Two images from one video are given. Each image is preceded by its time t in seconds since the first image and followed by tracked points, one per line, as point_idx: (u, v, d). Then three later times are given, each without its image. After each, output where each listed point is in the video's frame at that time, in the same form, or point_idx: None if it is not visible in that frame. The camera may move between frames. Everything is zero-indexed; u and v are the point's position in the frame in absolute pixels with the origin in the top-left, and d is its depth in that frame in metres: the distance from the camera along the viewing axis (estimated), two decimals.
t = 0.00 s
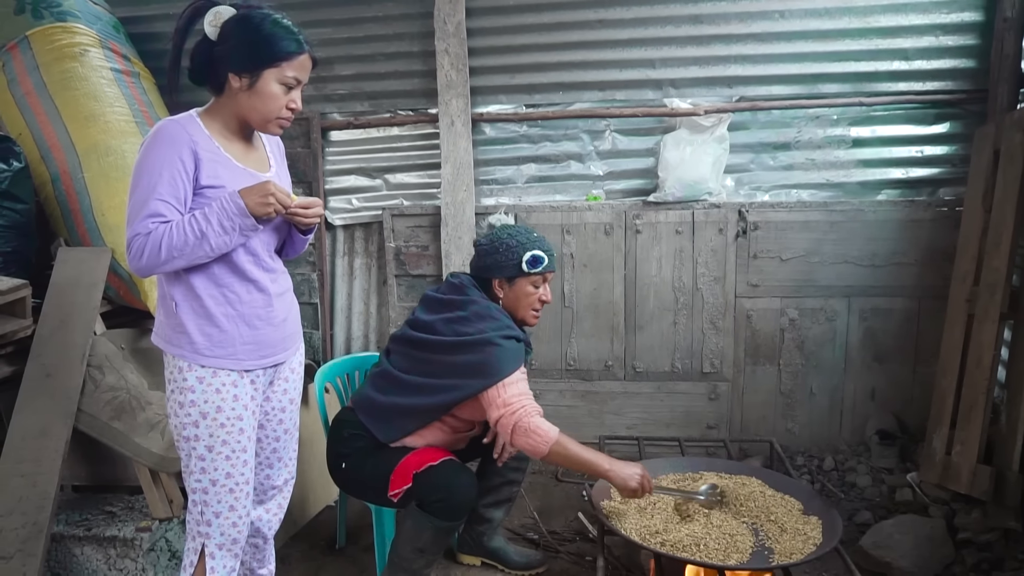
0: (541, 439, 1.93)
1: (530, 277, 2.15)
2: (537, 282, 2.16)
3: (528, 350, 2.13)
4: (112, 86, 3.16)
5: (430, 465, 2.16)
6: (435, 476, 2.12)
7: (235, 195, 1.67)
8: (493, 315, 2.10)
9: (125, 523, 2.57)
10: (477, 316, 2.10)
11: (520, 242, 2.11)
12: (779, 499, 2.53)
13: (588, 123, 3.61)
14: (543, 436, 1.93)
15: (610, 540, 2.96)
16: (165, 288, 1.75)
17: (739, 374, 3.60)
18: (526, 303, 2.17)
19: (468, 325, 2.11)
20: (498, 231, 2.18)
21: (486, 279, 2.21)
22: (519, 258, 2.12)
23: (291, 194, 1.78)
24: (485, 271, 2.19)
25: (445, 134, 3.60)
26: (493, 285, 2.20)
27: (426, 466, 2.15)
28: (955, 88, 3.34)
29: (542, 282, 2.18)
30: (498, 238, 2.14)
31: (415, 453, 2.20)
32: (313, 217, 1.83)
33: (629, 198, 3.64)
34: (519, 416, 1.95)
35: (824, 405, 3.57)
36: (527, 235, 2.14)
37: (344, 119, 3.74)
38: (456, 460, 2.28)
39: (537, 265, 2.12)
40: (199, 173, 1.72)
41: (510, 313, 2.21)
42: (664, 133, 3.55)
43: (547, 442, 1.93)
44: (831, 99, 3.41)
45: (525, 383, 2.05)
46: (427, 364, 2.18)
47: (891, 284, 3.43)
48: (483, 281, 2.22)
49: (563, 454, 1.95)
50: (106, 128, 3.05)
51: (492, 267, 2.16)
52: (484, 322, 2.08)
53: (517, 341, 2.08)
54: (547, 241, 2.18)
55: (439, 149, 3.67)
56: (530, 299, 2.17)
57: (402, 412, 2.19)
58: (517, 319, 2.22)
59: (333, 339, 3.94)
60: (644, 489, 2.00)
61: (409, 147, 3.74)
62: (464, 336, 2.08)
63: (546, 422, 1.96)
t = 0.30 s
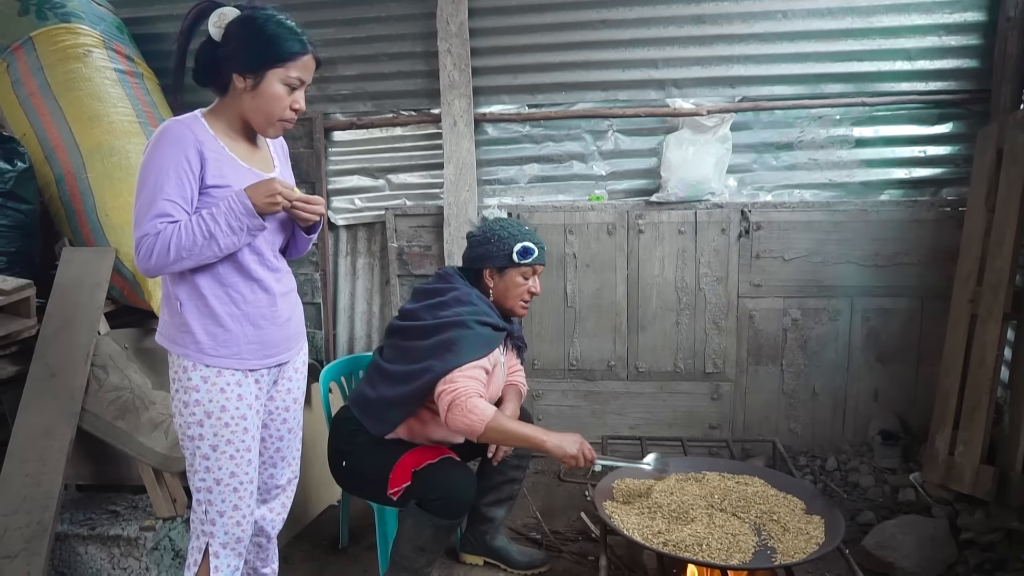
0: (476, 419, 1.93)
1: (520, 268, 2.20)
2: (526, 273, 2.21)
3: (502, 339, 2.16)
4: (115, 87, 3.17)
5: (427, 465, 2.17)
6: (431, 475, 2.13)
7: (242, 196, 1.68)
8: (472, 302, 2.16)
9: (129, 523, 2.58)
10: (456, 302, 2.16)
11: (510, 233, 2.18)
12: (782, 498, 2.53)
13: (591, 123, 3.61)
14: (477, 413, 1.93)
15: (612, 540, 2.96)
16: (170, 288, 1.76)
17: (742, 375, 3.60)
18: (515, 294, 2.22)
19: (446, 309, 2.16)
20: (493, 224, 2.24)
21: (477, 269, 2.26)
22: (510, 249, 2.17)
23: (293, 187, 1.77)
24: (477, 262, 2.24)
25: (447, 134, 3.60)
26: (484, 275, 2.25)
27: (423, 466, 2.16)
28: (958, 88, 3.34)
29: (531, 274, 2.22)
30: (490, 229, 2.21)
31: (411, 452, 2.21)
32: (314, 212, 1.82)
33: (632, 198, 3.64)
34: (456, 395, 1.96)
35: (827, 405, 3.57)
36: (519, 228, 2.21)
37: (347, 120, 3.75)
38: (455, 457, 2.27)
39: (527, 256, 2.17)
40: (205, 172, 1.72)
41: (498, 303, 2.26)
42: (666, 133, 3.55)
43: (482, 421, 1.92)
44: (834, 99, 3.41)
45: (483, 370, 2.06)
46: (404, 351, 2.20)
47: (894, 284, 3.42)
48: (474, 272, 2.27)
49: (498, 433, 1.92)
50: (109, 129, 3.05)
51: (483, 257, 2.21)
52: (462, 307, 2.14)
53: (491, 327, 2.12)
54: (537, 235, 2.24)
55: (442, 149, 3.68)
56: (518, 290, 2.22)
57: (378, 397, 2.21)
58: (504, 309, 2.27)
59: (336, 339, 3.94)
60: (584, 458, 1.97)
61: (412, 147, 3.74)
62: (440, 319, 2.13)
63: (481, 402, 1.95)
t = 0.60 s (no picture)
0: (481, 422, 1.97)
1: (519, 265, 2.21)
2: (526, 271, 2.22)
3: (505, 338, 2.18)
4: (120, 87, 3.18)
5: (431, 463, 2.16)
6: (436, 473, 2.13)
7: (247, 196, 1.68)
8: (474, 301, 2.17)
9: (133, 521, 2.59)
10: (459, 301, 2.16)
11: (510, 231, 2.19)
12: (785, 498, 2.53)
13: (594, 123, 3.61)
14: (484, 419, 1.97)
15: (615, 539, 2.96)
16: (175, 288, 1.77)
17: (745, 375, 3.60)
18: (515, 291, 2.23)
19: (449, 307, 2.17)
20: (493, 223, 2.25)
21: (477, 267, 2.27)
22: (510, 246, 2.18)
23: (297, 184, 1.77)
24: (477, 260, 2.25)
25: (450, 134, 3.61)
26: (485, 273, 2.26)
27: (428, 465, 2.16)
28: (962, 88, 3.33)
29: (531, 272, 2.23)
30: (490, 227, 2.22)
31: (417, 451, 2.21)
32: (317, 213, 1.82)
33: (635, 198, 3.64)
34: (465, 397, 1.99)
35: (830, 405, 3.56)
36: (518, 226, 2.22)
37: (350, 120, 3.76)
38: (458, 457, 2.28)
39: (526, 253, 2.18)
40: (212, 173, 1.73)
41: (499, 301, 2.27)
42: (669, 133, 3.55)
43: (487, 425, 1.96)
44: (837, 99, 3.41)
45: (487, 371, 2.09)
46: (407, 349, 2.21)
47: (897, 284, 3.42)
48: (474, 271, 2.28)
49: (502, 437, 1.97)
50: (114, 129, 3.07)
51: (483, 255, 2.22)
52: (465, 306, 2.15)
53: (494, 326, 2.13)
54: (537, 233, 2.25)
55: (445, 149, 3.68)
56: (518, 287, 2.23)
57: (381, 396, 2.22)
58: (505, 307, 2.28)
59: (339, 339, 3.95)
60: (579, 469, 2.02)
61: (415, 147, 3.75)
62: (443, 317, 2.14)
63: (489, 407, 1.99)
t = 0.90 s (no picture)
0: (523, 433, 1.97)
1: (533, 272, 2.20)
2: (539, 277, 2.22)
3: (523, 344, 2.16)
4: (123, 88, 3.18)
5: (439, 464, 2.16)
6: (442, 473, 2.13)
7: (247, 196, 1.68)
8: (492, 308, 2.15)
9: (136, 521, 2.60)
10: (477, 308, 2.14)
11: (526, 237, 2.18)
12: (788, 499, 2.53)
13: (596, 123, 3.61)
14: (524, 429, 1.97)
15: (617, 540, 2.96)
16: (178, 288, 1.77)
17: (747, 375, 3.59)
18: (528, 297, 2.23)
19: (466, 314, 2.15)
20: (506, 228, 2.24)
21: (491, 272, 2.26)
22: (524, 253, 2.17)
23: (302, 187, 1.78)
24: (491, 265, 2.23)
25: (453, 134, 3.61)
26: (498, 278, 2.25)
27: (435, 465, 2.16)
28: (965, 88, 3.33)
29: (545, 278, 2.23)
30: (506, 232, 2.21)
31: (424, 452, 2.21)
32: (319, 215, 1.82)
33: (637, 198, 3.64)
34: (505, 408, 2.00)
35: (833, 406, 3.56)
36: (531, 232, 2.21)
37: (353, 120, 3.76)
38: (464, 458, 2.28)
39: (541, 260, 2.18)
40: (214, 174, 1.73)
41: (512, 306, 2.26)
42: (672, 133, 3.55)
43: (528, 436, 1.96)
44: (840, 99, 3.40)
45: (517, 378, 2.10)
46: (427, 357, 2.21)
47: (900, 285, 3.42)
48: (488, 275, 2.28)
49: (545, 449, 1.97)
50: (117, 130, 3.07)
51: (497, 260, 2.21)
52: (483, 314, 2.12)
53: (514, 333, 2.11)
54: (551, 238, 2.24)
55: (447, 150, 3.68)
56: (532, 293, 2.22)
57: (401, 403, 2.23)
58: (518, 313, 2.28)
59: (342, 339, 3.96)
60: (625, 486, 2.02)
61: (418, 147, 3.75)
62: (462, 326, 2.13)
63: (530, 418, 1.99)
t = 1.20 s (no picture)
0: (523, 431, 1.92)
1: (534, 268, 2.20)
2: (540, 273, 2.21)
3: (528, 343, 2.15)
4: (126, 88, 3.18)
5: (443, 464, 2.16)
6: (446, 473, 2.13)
7: (229, 194, 1.63)
8: (497, 308, 2.15)
9: (139, 520, 2.60)
10: (482, 308, 2.15)
11: (526, 234, 2.19)
12: (791, 499, 2.52)
13: (598, 123, 3.61)
14: (524, 426, 1.92)
15: (620, 539, 2.96)
16: (180, 288, 1.77)
17: (750, 375, 3.59)
18: (529, 294, 2.22)
19: (472, 314, 2.16)
20: (508, 226, 2.26)
21: (493, 270, 2.28)
22: (523, 249, 2.18)
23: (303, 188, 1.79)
24: (492, 263, 2.26)
25: (455, 134, 3.61)
26: (499, 276, 2.27)
27: (439, 464, 2.16)
28: (968, 88, 3.32)
29: (546, 275, 2.23)
30: (507, 230, 2.24)
31: (428, 451, 2.22)
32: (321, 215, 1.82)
33: (639, 198, 3.64)
34: (505, 407, 1.97)
35: (836, 406, 3.55)
36: (533, 230, 2.22)
37: (355, 120, 3.77)
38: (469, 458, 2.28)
39: (540, 255, 2.18)
40: (214, 174, 1.74)
41: (514, 303, 2.26)
42: (674, 133, 3.55)
43: (528, 433, 1.90)
44: (843, 99, 3.40)
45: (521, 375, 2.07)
46: (432, 357, 2.22)
47: (903, 284, 3.41)
48: (491, 274, 2.29)
49: (547, 446, 1.89)
50: (120, 130, 3.07)
51: (498, 258, 2.23)
52: (488, 313, 2.13)
53: (519, 332, 2.11)
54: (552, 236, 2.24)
55: (450, 149, 3.69)
56: (533, 290, 2.22)
57: (406, 402, 2.23)
58: (520, 310, 2.27)
59: (345, 338, 3.96)
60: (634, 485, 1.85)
61: (421, 147, 3.76)
62: (468, 326, 2.13)
63: (532, 415, 1.94)
